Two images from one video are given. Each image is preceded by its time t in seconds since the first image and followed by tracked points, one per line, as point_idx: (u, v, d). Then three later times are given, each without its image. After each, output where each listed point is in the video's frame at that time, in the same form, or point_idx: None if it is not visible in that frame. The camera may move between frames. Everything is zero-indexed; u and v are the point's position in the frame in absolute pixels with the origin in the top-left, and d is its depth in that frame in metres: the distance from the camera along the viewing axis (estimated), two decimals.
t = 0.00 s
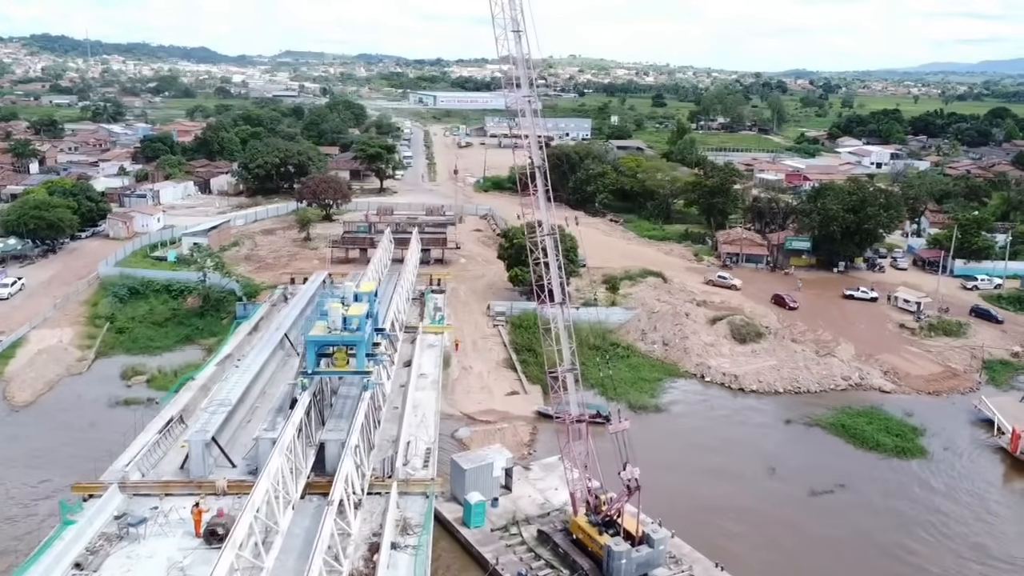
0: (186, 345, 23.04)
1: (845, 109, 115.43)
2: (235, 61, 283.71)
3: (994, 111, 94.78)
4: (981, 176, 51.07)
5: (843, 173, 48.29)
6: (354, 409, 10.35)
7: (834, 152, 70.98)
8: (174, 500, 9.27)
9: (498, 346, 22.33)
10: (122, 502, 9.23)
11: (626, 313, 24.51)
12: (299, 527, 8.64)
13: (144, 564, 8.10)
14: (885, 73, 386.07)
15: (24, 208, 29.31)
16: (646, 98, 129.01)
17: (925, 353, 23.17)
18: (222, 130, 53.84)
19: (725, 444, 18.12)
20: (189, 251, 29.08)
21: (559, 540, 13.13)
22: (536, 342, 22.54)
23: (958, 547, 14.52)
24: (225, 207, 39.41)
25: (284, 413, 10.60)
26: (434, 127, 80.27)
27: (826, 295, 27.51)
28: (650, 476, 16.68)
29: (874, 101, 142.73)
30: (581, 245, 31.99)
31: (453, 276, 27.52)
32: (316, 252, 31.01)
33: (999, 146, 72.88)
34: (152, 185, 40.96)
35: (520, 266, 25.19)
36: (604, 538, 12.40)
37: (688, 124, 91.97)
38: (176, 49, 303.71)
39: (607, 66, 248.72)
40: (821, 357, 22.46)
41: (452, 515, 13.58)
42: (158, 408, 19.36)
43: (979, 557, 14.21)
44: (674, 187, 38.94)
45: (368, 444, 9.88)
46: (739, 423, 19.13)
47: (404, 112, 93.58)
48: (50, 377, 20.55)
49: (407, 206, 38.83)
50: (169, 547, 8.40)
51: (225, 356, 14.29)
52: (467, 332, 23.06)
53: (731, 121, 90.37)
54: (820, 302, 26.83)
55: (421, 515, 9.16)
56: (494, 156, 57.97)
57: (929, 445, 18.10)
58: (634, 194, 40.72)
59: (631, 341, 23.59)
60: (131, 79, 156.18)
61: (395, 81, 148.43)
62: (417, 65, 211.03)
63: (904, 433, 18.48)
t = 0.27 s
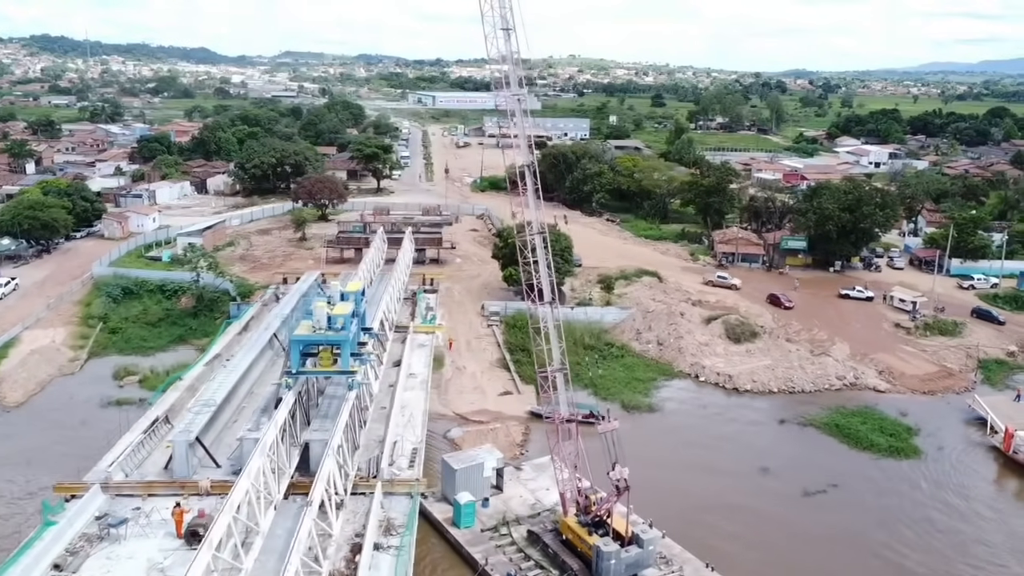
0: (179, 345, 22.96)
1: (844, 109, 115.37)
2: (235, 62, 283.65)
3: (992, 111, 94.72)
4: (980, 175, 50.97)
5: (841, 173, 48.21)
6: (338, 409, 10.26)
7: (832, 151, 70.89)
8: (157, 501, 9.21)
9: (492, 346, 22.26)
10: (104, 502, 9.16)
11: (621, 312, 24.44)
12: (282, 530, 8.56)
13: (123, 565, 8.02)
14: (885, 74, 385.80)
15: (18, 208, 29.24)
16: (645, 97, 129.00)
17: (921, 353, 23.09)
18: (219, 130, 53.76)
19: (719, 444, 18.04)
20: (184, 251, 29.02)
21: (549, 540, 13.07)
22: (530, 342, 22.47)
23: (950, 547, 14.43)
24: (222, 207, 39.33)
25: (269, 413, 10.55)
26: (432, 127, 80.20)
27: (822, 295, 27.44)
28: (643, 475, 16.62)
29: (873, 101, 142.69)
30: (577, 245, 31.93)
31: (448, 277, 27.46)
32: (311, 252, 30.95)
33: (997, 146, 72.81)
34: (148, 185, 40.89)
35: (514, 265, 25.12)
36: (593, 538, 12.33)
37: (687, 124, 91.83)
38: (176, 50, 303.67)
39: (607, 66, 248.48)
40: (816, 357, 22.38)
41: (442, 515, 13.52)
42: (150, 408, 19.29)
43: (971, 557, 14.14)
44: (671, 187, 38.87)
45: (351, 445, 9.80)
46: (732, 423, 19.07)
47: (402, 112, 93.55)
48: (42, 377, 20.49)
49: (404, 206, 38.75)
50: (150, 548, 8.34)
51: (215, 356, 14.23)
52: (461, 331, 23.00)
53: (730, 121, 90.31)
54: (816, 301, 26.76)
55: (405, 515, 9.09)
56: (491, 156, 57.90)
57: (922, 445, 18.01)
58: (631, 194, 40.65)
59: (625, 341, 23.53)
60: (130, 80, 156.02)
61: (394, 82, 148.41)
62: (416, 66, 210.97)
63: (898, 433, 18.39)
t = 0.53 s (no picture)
0: (170, 345, 22.93)
1: (843, 108, 115.32)
2: (234, 62, 283.62)
3: (991, 110, 94.66)
4: (977, 175, 50.96)
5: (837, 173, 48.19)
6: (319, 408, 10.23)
7: (830, 151, 70.87)
8: (136, 501, 9.17)
9: (484, 346, 22.23)
10: (81, 502, 9.10)
11: (613, 312, 24.41)
12: (259, 530, 8.52)
13: (98, 566, 7.97)
14: (885, 73, 385.78)
15: (12, 208, 29.21)
16: (644, 97, 128.95)
17: (914, 353, 23.05)
18: (216, 130, 53.75)
19: (710, 443, 17.99)
20: (177, 251, 28.99)
21: (535, 540, 13.02)
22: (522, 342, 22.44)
23: (940, 546, 14.36)
24: (217, 207, 39.29)
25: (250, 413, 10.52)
26: (430, 127, 80.16)
27: (816, 294, 27.41)
28: (632, 474, 16.56)
29: (872, 101, 142.66)
30: (572, 245, 31.91)
31: (441, 277, 27.42)
32: (305, 252, 30.93)
33: (995, 145, 72.76)
34: (143, 185, 40.85)
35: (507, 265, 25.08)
36: (579, 538, 12.29)
37: (685, 124, 91.71)
38: (175, 51, 303.67)
39: (606, 66, 248.43)
40: (808, 356, 22.33)
41: (429, 515, 13.48)
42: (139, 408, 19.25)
43: (961, 556, 14.07)
44: (666, 187, 38.85)
45: (331, 445, 9.77)
46: (723, 422, 19.01)
47: (401, 112, 93.51)
48: (32, 377, 20.45)
49: (399, 206, 38.72)
50: (126, 548, 8.29)
51: (200, 355, 14.20)
52: (453, 331, 22.95)
53: (728, 121, 90.28)
54: (810, 301, 26.72)
55: (384, 515, 9.05)
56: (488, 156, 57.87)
57: (913, 445, 17.95)
58: (627, 194, 40.62)
59: (618, 341, 23.48)
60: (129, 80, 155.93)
61: (393, 82, 148.37)
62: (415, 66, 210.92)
63: (889, 433, 18.33)
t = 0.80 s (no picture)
0: (161, 345, 22.91)
1: (842, 108, 115.16)
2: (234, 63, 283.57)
3: (990, 110, 94.53)
4: (974, 174, 50.89)
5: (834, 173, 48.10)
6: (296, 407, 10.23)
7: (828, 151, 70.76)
8: (111, 500, 9.13)
9: (475, 345, 22.18)
10: (56, 502, 9.07)
11: (605, 311, 24.37)
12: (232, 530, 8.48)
13: (70, 566, 7.93)
14: (885, 73, 385.65)
15: (4, 208, 29.18)
16: (643, 97, 128.83)
17: (905, 352, 23.00)
18: (212, 131, 53.70)
19: (698, 444, 17.94)
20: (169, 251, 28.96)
21: (519, 540, 12.98)
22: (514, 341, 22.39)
23: (927, 546, 14.30)
24: (212, 208, 39.24)
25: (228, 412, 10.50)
26: (428, 128, 80.09)
27: (810, 293, 27.36)
28: (618, 474, 16.52)
29: (872, 101, 142.52)
30: (566, 245, 31.86)
31: (433, 277, 27.37)
32: (298, 252, 30.88)
33: (993, 145, 72.65)
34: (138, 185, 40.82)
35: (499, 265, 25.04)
36: (562, 538, 12.25)
37: (683, 124, 91.56)
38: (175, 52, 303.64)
39: (606, 66, 248.27)
40: (800, 355, 22.28)
41: (413, 515, 13.43)
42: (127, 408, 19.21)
43: (948, 555, 14.01)
44: (661, 186, 38.79)
45: (308, 444, 9.76)
46: (712, 422, 18.97)
47: (399, 112, 93.42)
48: (21, 377, 20.40)
49: (394, 206, 38.66)
50: (99, 548, 8.25)
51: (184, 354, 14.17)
52: (444, 331, 22.90)
53: (727, 121, 90.17)
54: (803, 300, 26.67)
55: (359, 515, 9.04)
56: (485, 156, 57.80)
57: (902, 444, 17.90)
58: (623, 194, 40.57)
59: (609, 340, 23.45)
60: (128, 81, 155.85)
61: (392, 82, 148.28)
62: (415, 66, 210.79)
63: (878, 433, 18.28)
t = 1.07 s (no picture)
0: (151, 344, 22.89)
1: (843, 108, 114.93)
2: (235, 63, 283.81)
3: (991, 109, 94.31)
4: (972, 173, 50.75)
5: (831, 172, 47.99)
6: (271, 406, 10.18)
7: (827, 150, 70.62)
8: (84, 498, 9.10)
9: (465, 345, 22.14)
10: (29, 500, 9.05)
11: (597, 310, 24.33)
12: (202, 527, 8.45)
13: (39, 564, 7.90)
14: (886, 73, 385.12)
15: None
16: (644, 97, 128.68)
17: (897, 351, 22.94)
18: (210, 131, 53.71)
19: (686, 443, 17.87)
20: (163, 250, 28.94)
21: (501, 539, 12.95)
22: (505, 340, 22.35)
23: (913, 545, 14.22)
24: (207, 207, 39.22)
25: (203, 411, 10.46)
26: (428, 128, 80.04)
27: (804, 292, 27.30)
28: (605, 473, 16.47)
29: (873, 100, 142.26)
30: (560, 244, 31.81)
31: (426, 276, 27.33)
32: (292, 251, 30.85)
33: (993, 144, 72.46)
34: (134, 185, 40.81)
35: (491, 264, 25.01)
36: (543, 537, 12.23)
37: (683, 124, 91.40)
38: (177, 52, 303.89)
39: (607, 66, 248.14)
40: (791, 354, 22.23)
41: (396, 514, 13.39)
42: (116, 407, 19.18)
43: (934, 554, 13.95)
44: (657, 186, 38.71)
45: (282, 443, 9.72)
46: (701, 421, 18.91)
47: (399, 112, 93.37)
48: (10, 376, 20.38)
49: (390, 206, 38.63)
50: (69, 546, 8.22)
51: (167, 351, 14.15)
52: (435, 330, 22.85)
53: (727, 120, 90.04)
54: (796, 299, 26.62)
55: (331, 513, 9.04)
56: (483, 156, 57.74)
57: (891, 443, 17.83)
58: (619, 193, 40.51)
59: (601, 339, 23.40)
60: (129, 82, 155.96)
61: (393, 83, 148.24)
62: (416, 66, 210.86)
63: (867, 432, 18.22)
